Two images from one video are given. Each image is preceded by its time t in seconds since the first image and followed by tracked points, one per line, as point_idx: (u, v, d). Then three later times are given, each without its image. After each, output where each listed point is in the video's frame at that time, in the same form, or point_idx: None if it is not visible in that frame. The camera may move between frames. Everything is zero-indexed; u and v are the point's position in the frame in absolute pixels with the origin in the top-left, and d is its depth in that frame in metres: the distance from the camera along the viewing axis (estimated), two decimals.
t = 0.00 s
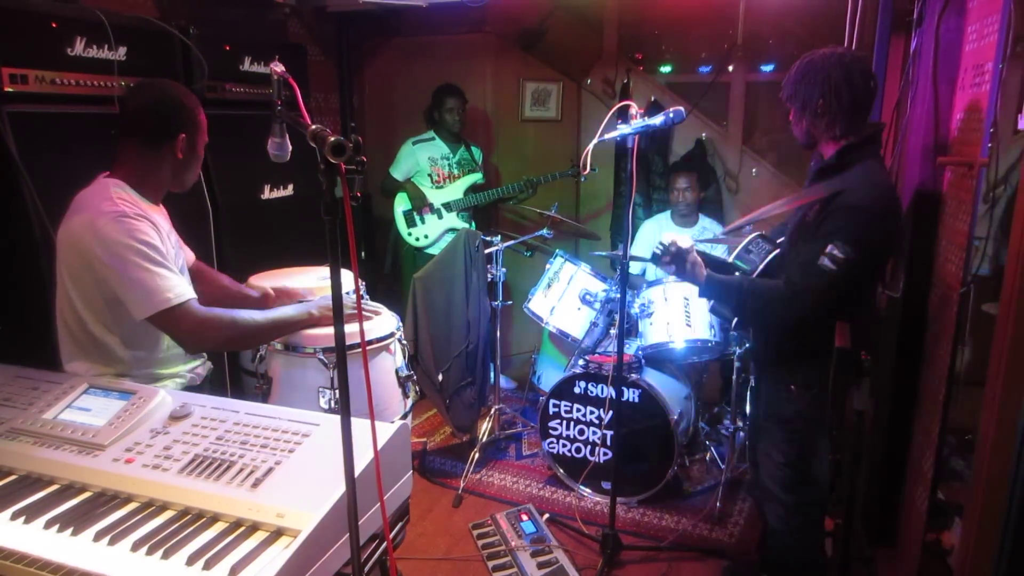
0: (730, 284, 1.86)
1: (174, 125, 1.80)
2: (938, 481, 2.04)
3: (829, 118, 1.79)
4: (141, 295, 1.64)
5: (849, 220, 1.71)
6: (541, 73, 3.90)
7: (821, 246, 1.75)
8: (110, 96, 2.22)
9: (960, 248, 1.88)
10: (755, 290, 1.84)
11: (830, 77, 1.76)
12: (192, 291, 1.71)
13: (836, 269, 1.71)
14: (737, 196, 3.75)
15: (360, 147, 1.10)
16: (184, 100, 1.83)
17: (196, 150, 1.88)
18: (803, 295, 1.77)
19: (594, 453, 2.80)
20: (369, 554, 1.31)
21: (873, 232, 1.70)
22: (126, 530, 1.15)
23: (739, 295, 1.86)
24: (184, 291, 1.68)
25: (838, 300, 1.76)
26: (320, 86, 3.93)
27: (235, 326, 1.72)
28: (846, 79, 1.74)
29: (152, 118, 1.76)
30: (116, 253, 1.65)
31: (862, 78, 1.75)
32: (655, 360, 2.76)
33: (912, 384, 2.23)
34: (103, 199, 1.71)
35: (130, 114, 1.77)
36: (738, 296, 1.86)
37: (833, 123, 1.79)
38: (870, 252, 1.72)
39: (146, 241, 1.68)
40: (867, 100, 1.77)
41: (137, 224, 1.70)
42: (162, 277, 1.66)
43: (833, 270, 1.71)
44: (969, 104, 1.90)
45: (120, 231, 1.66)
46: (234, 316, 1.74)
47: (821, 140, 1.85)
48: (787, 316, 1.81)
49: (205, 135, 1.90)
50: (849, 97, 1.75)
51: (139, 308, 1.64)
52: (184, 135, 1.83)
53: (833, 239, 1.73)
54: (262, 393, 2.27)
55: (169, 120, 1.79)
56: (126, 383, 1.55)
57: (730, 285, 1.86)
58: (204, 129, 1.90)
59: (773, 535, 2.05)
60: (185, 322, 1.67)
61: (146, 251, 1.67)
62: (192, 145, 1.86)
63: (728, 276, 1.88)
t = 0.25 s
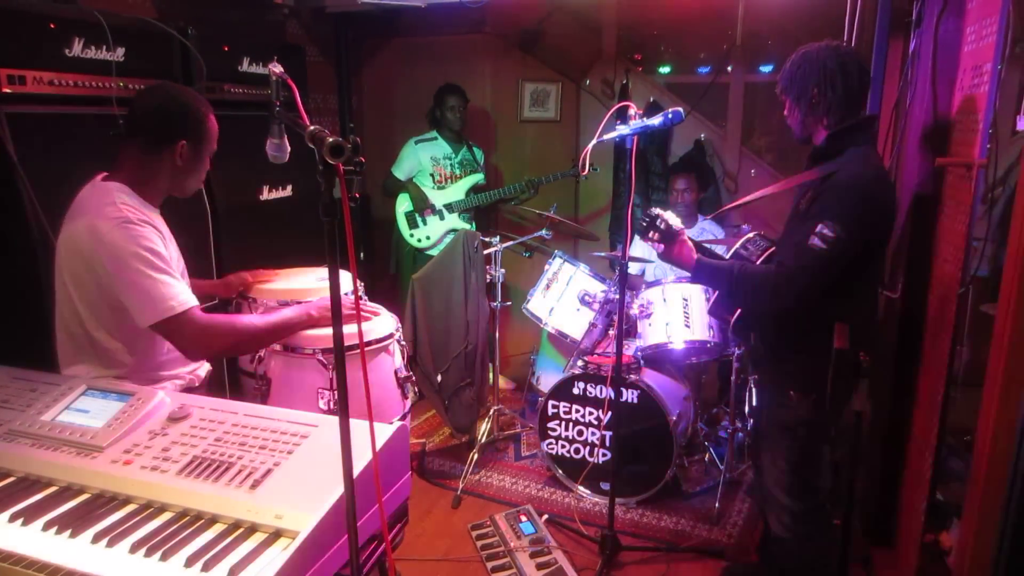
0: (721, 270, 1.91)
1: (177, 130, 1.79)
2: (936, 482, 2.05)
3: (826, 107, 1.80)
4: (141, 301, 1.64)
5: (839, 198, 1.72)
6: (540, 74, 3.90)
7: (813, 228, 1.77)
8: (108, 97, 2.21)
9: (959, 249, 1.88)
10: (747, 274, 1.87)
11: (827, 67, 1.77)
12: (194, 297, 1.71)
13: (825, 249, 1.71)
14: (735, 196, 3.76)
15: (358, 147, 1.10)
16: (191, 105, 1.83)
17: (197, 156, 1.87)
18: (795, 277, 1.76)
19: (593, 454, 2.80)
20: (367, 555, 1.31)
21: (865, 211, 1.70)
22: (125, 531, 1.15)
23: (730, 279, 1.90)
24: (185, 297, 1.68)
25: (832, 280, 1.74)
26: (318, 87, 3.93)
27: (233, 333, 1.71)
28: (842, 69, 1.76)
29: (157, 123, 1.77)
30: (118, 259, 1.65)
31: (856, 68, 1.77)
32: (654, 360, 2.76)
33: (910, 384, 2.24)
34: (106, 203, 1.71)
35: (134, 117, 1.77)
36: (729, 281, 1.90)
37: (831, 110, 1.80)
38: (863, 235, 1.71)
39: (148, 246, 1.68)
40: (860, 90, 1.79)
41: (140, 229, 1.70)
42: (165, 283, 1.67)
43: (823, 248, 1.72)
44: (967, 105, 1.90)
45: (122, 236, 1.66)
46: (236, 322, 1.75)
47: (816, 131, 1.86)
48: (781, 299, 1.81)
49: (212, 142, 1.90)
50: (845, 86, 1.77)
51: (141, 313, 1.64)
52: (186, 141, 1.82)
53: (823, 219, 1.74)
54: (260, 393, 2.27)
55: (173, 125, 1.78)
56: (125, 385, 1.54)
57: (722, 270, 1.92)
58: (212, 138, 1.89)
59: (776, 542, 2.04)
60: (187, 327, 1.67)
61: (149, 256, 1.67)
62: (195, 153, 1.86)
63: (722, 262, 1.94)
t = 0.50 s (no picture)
0: (720, 265, 1.93)
1: (163, 125, 1.79)
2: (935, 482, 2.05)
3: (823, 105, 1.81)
4: (141, 301, 1.64)
5: (840, 186, 1.72)
6: (539, 74, 3.89)
7: (813, 218, 1.77)
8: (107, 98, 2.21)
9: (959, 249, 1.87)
10: (746, 267, 1.87)
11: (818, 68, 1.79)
12: (191, 296, 1.71)
13: (827, 238, 1.71)
14: (734, 197, 3.76)
15: (358, 147, 1.10)
16: (182, 103, 1.82)
17: (188, 153, 1.86)
18: (797, 270, 1.75)
19: (592, 454, 2.80)
20: (365, 556, 1.30)
21: (865, 201, 1.69)
22: (123, 532, 1.15)
23: (730, 272, 1.91)
24: (184, 296, 1.69)
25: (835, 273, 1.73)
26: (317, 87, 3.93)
27: (233, 330, 1.72)
28: (833, 69, 1.78)
29: (144, 117, 1.76)
30: (114, 258, 1.65)
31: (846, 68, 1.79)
32: (653, 360, 2.75)
33: (909, 384, 2.24)
34: (100, 202, 1.71)
35: (122, 110, 1.78)
36: (729, 275, 1.91)
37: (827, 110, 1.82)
38: (864, 225, 1.71)
39: (144, 245, 1.68)
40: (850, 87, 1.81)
41: (135, 228, 1.70)
42: (162, 282, 1.66)
43: (824, 238, 1.71)
44: (966, 105, 1.90)
45: (118, 234, 1.66)
46: (233, 322, 1.74)
47: (813, 130, 1.86)
48: (783, 292, 1.78)
49: (201, 140, 1.88)
50: (838, 85, 1.79)
51: (139, 313, 1.64)
52: (172, 136, 1.81)
53: (824, 209, 1.73)
54: (259, 394, 2.27)
55: (158, 119, 1.78)
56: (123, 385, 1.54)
57: (721, 266, 1.93)
58: (200, 135, 1.88)
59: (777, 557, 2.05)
60: (184, 327, 1.67)
61: (146, 255, 1.67)
62: (183, 150, 1.85)
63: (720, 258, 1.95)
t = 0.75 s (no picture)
0: (728, 269, 1.90)
1: (147, 115, 1.77)
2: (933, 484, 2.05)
3: (819, 108, 1.82)
4: (133, 298, 1.64)
5: (856, 186, 1.71)
6: (538, 73, 3.90)
7: (826, 220, 1.76)
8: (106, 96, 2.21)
9: (959, 250, 1.88)
10: (755, 271, 1.86)
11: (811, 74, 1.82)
12: (185, 294, 1.71)
13: (842, 240, 1.71)
14: (734, 197, 3.76)
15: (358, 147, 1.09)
16: (174, 98, 1.82)
17: (178, 147, 1.84)
18: (809, 273, 1.74)
19: (592, 454, 2.80)
20: (364, 556, 1.30)
21: (877, 202, 1.70)
22: (121, 531, 1.15)
23: (740, 276, 1.89)
24: (177, 294, 1.69)
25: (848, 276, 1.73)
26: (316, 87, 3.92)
27: (226, 328, 1.72)
28: (825, 74, 1.81)
29: (131, 109, 1.77)
30: (107, 256, 1.65)
31: (841, 74, 1.82)
32: (653, 361, 2.75)
33: (909, 386, 2.24)
34: (95, 201, 1.70)
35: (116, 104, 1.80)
36: (738, 280, 1.90)
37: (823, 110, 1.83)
38: (878, 228, 1.71)
39: (138, 244, 1.68)
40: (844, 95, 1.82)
41: (129, 226, 1.70)
42: (156, 280, 1.67)
43: (839, 240, 1.71)
44: (967, 106, 1.89)
45: (112, 233, 1.66)
46: (227, 321, 1.74)
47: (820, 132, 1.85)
48: (795, 296, 1.78)
49: (192, 135, 1.85)
50: (833, 90, 1.81)
51: (132, 311, 1.64)
52: (156, 126, 1.79)
53: (838, 210, 1.73)
54: (258, 393, 2.26)
55: (141, 108, 1.77)
56: (122, 384, 1.54)
57: (728, 269, 1.91)
58: (190, 129, 1.84)
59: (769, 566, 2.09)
60: (178, 325, 1.66)
61: (139, 254, 1.67)
62: (170, 142, 1.82)
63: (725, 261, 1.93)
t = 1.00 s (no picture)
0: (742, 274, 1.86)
1: (163, 116, 1.79)
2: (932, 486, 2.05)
3: (831, 106, 1.79)
4: (125, 290, 1.63)
5: (869, 189, 1.70)
6: (539, 73, 3.91)
7: (839, 223, 1.75)
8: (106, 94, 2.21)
9: (958, 251, 1.88)
10: (767, 275, 1.82)
11: (810, 76, 1.80)
12: (176, 288, 1.70)
13: (858, 244, 1.69)
14: (734, 197, 3.77)
15: (358, 145, 1.09)
16: (182, 97, 1.83)
17: (187, 147, 1.85)
18: (822, 277, 1.72)
19: (591, 454, 2.80)
20: (364, 554, 1.31)
21: (892, 205, 1.68)
22: (121, 529, 1.15)
23: (749, 281, 1.86)
24: (168, 286, 1.68)
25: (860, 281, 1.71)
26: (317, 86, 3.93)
27: (218, 319, 1.69)
28: (824, 77, 1.78)
29: (144, 110, 1.77)
30: (101, 249, 1.65)
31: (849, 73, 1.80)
32: (652, 361, 2.75)
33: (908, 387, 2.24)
34: (92, 195, 1.71)
35: (125, 104, 1.78)
36: (745, 285, 1.86)
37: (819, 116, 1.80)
38: (894, 232, 1.69)
39: (133, 237, 1.68)
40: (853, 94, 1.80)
41: (126, 220, 1.70)
42: (148, 273, 1.66)
43: (855, 244, 1.69)
44: (967, 107, 1.90)
45: (107, 225, 1.66)
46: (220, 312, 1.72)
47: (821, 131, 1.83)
48: (806, 301, 1.76)
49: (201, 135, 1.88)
50: (839, 91, 1.78)
51: (124, 303, 1.63)
52: (171, 128, 1.81)
53: (852, 213, 1.72)
54: (258, 392, 2.26)
55: (155, 111, 1.77)
56: (122, 382, 1.54)
57: (739, 272, 1.87)
58: (200, 128, 1.87)
59: None
60: (170, 318, 1.65)
61: (133, 247, 1.67)
62: (183, 143, 1.84)
63: (738, 263, 1.89)
